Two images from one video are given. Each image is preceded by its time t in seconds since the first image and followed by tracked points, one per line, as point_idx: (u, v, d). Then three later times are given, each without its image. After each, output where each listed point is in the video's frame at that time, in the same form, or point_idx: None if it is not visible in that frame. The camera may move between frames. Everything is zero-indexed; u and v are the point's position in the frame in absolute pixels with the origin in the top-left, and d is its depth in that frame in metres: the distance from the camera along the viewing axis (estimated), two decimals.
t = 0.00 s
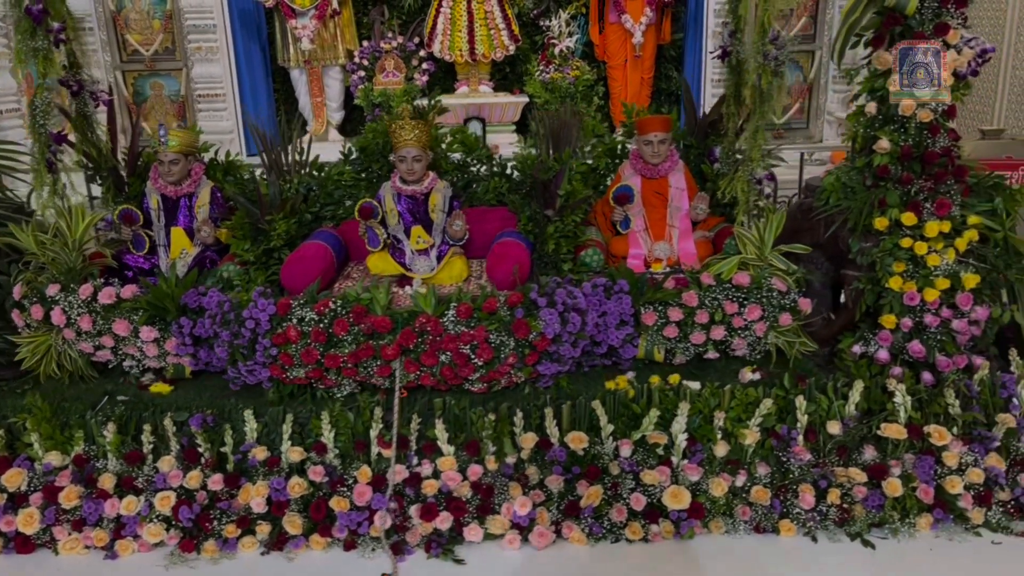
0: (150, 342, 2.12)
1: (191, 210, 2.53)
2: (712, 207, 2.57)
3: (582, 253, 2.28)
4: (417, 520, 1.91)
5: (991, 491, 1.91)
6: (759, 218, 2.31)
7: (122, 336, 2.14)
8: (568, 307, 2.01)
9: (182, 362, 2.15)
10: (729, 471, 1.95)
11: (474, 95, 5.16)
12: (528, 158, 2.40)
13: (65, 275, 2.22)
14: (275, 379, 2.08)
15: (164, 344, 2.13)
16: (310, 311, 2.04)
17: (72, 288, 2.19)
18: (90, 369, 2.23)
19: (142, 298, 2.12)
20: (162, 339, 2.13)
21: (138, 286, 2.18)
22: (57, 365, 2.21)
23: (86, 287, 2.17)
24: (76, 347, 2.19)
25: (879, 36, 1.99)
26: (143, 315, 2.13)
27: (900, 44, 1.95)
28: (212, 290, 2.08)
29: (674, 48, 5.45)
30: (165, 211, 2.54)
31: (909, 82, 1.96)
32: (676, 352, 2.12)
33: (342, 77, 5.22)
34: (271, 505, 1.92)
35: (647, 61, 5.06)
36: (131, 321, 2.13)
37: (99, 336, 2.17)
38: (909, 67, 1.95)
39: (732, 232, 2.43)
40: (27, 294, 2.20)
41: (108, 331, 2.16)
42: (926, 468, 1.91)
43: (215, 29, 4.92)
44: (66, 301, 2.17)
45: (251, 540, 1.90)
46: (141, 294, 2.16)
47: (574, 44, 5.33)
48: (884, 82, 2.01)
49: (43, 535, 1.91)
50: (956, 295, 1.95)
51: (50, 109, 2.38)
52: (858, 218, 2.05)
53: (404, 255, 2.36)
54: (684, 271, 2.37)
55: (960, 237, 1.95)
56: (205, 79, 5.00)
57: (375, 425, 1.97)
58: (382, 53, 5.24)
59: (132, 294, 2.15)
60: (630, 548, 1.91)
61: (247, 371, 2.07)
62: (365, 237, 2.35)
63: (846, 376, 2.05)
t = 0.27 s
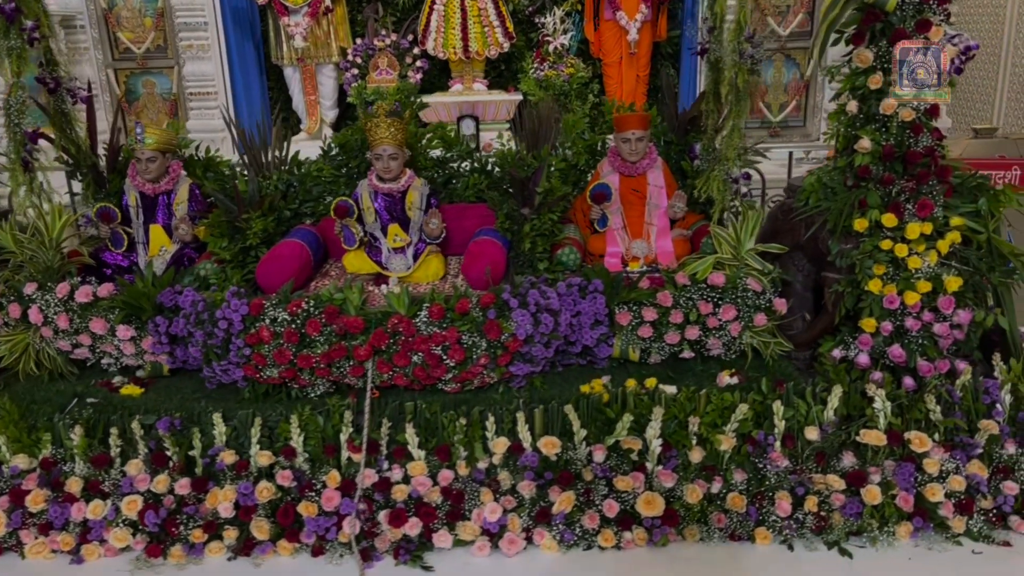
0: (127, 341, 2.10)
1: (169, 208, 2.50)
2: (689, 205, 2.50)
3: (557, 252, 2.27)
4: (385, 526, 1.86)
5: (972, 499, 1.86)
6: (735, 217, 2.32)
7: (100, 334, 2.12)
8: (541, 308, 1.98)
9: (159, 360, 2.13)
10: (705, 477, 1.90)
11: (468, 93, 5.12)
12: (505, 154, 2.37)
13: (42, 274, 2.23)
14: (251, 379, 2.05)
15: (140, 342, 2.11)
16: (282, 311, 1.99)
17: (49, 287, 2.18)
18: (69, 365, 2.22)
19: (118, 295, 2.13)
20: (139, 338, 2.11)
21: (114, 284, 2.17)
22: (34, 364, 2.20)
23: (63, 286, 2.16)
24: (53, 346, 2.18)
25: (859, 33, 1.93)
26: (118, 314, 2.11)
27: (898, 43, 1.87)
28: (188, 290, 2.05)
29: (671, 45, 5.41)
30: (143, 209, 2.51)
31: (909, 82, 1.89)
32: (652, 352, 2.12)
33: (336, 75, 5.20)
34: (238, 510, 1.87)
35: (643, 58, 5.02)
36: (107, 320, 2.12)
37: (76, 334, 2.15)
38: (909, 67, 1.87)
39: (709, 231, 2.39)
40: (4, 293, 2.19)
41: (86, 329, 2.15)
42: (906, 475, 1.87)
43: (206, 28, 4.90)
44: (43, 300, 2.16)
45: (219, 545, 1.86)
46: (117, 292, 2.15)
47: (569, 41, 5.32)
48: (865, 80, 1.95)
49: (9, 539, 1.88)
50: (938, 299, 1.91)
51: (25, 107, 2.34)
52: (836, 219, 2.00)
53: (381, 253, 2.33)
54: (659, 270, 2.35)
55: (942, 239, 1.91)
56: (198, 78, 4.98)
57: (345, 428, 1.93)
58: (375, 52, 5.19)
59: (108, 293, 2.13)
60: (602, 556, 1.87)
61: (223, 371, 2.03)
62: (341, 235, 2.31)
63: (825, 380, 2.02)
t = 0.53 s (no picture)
0: (119, 338, 2.12)
1: (163, 206, 2.52)
2: (681, 206, 2.51)
3: (547, 251, 2.26)
4: (368, 527, 1.85)
5: (965, 507, 1.81)
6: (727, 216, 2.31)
7: (90, 332, 2.14)
8: (526, 308, 1.97)
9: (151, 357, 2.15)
10: (691, 481, 1.89)
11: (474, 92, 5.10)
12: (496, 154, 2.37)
13: (36, 271, 2.26)
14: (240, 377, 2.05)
15: (131, 338, 2.13)
16: (269, 310, 1.99)
17: (43, 284, 2.21)
18: (62, 361, 2.24)
19: (109, 293, 2.16)
20: (129, 335, 2.13)
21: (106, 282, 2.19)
22: (28, 360, 2.22)
23: (54, 283, 2.17)
24: (46, 342, 2.19)
25: (851, 32, 1.89)
26: (109, 312, 2.14)
27: (895, 45, 1.83)
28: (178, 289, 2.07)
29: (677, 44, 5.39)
30: (137, 207, 2.52)
31: (910, 83, 1.84)
32: (641, 354, 2.10)
33: (343, 74, 5.23)
34: (223, 509, 1.88)
35: (651, 57, 4.97)
36: (100, 317, 2.14)
37: (68, 331, 2.16)
38: (908, 68, 1.83)
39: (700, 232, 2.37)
40: None
41: (79, 325, 2.16)
42: (897, 482, 1.83)
43: (213, 26, 4.92)
44: (36, 297, 2.18)
45: (202, 543, 1.86)
46: (109, 289, 2.17)
47: (576, 40, 5.31)
48: (856, 80, 1.91)
49: None
50: (931, 302, 1.87)
51: (18, 106, 2.41)
52: (827, 221, 1.97)
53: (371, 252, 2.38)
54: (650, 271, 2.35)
55: (934, 242, 1.87)
56: (206, 77, 5.02)
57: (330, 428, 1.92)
58: (382, 52, 5.22)
59: (100, 290, 2.16)
60: (586, 560, 1.85)
61: (209, 368, 2.03)
62: (331, 234, 2.35)
63: (815, 384, 1.97)
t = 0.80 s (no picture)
0: (117, 337, 2.16)
1: (165, 207, 2.56)
2: (682, 209, 2.52)
3: (548, 254, 2.27)
4: (364, 524, 1.86)
5: (963, 513, 1.79)
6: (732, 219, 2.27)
7: (91, 330, 2.18)
8: (522, 310, 1.99)
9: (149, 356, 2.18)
10: (687, 483, 1.90)
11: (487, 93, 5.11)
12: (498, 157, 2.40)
13: (38, 270, 2.29)
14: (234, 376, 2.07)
15: (129, 338, 2.17)
16: (265, 310, 2.03)
17: (44, 282, 2.25)
18: (63, 360, 2.27)
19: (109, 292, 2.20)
20: (128, 334, 2.17)
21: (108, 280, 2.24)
22: (29, 358, 2.26)
23: (57, 281, 2.21)
24: (47, 340, 2.24)
25: (852, 33, 1.87)
26: (108, 311, 2.17)
27: (895, 45, 1.82)
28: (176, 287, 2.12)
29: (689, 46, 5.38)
30: (140, 207, 2.57)
31: (910, 84, 1.83)
32: (640, 357, 2.11)
33: (357, 75, 5.29)
34: (221, 504, 1.90)
35: (665, 59, 4.94)
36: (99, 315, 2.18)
37: (69, 329, 2.21)
38: (908, 69, 1.82)
39: (700, 236, 2.38)
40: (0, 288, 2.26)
41: (78, 324, 2.21)
42: (894, 487, 1.82)
43: (228, 28, 5.01)
44: (38, 295, 2.22)
45: (201, 538, 1.88)
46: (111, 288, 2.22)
47: (588, 41, 5.31)
48: (858, 81, 1.90)
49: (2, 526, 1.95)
50: (931, 306, 1.86)
51: (23, 106, 2.49)
52: (827, 223, 1.96)
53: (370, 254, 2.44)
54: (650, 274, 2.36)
55: (935, 245, 1.86)
56: (220, 78, 5.10)
57: (328, 426, 1.95)
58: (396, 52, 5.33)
59: (100, 289, 2.21)
60: (580, 561, 1.85)
61: (208, 367, 2.05)
62: (330, 235, 2.41)
63: (812, 387, 1.96)
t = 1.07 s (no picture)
0: (116, 332, 2.19)
1: (168, 206, 2.60)
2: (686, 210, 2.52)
3: (549, 254, 2.30)
4: (363, 515, 1.89)
5: (961, 513, 1.78)
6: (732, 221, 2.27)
7: (91, 325, 2.21)
8: (520, 309, 2.01)
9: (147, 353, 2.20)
10: (683, 480, 1.91)
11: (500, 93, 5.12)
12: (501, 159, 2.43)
13: (40, 265, 2.35)
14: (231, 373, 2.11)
15: (129, 334, 2.20)
16: (262, 305, 2.06)
17: (46, 278, 2.30)
18: (63, 356, 2.32)
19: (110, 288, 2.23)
20: (128, 330, 2.20)
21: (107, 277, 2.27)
22: (32, 352, 2.31)
23: (58, 277, 2.27)
24: (48, 336, 2.28)
25: (853, 33, 1.89)
26: (107, 306, 2.20)
27: (895, 45, 1.83)
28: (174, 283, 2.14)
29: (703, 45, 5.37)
30: (144, 206, 2.62)
31: (910, 84, 1.84)
32: (641, 359, 2.10)
33: (371, 74, 5.34)
34: (225, 493, 1.95)
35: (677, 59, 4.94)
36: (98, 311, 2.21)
37: (68, 324, 2.24)
38: (908, 69, 1.82)
39: (704, 237, 2.39)
40: (4, 281, 2.32)
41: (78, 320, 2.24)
42: (892, 486, 1.81)
43: (245, 27, 5.08)
44: (39, 289, 2.27)
45: (205, 527, 1.92)
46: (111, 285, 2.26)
47: (601, 41, 5.32)
48: (859, 80, 1.91)
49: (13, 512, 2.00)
50: (930, 305, 1.86)
51: (31, 102, 2.56)
52: (826, 222, 1.96)
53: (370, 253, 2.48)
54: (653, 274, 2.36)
55: (936, 244, 1.86)
56: (237, 76, 5.15)
57: (330, 418, 1.99)
58: (410, 51, 5.34)
59: (100, 285, 2.24)
60: (576, 555, 1.86)
61: (202, 363, 2.10)
62: (330, 233, 2.47)
63: (812, 386, 1.97)
